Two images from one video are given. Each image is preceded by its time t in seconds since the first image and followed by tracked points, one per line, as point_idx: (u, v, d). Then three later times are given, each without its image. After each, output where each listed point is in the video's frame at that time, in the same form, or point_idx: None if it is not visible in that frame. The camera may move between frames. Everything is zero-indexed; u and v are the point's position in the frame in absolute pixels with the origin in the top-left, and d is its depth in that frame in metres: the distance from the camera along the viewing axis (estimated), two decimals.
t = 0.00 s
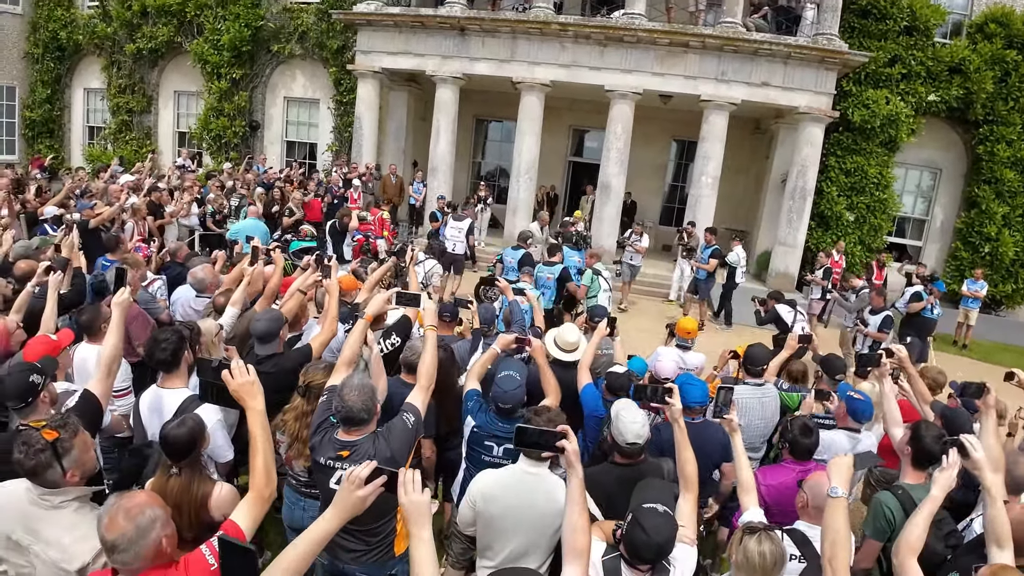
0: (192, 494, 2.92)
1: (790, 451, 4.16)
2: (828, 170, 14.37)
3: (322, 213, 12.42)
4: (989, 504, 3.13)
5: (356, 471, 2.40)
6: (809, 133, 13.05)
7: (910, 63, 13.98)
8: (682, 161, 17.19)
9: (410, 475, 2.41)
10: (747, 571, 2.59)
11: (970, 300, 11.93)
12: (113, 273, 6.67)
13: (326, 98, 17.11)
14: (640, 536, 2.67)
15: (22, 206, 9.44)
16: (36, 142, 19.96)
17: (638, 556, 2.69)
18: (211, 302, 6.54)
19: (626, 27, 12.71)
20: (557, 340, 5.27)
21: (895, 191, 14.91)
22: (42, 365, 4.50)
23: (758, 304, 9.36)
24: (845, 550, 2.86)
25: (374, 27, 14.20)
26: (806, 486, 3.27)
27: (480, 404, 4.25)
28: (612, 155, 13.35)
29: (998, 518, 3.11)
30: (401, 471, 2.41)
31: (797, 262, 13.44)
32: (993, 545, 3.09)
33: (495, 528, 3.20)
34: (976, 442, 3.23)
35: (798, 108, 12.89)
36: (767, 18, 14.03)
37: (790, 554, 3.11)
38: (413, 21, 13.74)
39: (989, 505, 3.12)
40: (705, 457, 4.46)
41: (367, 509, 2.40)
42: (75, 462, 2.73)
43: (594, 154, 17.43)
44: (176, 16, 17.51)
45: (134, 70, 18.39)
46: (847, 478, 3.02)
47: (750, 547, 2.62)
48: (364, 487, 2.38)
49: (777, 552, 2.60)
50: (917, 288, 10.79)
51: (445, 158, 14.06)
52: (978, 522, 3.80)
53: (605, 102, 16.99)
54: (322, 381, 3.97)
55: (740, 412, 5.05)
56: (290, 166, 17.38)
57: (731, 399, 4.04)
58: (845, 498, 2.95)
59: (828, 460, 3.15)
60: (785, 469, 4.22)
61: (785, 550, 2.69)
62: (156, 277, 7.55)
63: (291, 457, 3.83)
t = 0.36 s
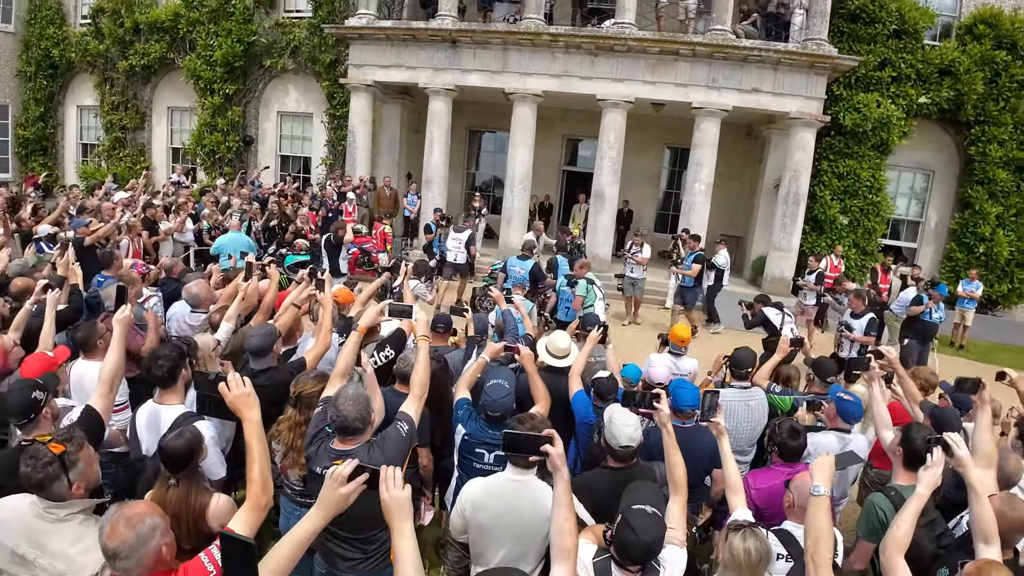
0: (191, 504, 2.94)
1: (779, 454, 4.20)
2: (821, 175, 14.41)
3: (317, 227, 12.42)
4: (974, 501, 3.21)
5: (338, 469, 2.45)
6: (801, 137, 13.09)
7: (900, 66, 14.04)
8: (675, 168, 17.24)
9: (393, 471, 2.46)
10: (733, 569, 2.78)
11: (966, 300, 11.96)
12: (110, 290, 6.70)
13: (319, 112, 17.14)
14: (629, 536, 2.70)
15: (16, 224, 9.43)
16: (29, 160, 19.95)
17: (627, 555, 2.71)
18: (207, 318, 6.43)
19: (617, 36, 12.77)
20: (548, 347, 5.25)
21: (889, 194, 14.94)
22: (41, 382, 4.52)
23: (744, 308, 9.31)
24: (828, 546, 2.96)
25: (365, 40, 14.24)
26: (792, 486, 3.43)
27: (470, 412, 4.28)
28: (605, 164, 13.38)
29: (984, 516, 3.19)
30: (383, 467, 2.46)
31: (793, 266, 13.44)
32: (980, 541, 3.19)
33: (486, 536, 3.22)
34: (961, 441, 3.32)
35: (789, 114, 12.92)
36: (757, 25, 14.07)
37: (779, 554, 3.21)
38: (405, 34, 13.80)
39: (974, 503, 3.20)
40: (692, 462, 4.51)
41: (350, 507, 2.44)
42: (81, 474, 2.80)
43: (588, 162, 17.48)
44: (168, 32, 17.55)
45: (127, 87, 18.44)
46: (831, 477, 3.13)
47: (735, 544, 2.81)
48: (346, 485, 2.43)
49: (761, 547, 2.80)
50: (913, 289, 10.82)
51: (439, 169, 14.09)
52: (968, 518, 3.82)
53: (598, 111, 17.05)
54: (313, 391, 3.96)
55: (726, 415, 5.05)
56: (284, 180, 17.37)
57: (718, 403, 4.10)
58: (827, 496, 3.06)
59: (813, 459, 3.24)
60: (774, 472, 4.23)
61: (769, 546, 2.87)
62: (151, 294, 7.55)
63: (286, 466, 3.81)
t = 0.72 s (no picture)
0: (189, 522, 2.93)
1: (776, 459, 4.21)
2: (812, 178, 14.45)
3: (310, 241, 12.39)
4: (968, 501, 3.19)
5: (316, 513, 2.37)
6: (792, 142, 13.13)
7: (888, 69, 14.10)
8: (667, 175, 17.28)
9: (386, 480, 2.59)
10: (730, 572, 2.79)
11: (960, 300, 12.01)
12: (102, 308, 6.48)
13: (310, 126, 17.12)
14: (625, 544, 2.67)
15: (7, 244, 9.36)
16: (20, 180, 19.91)
17: (624, 564, 2.67)
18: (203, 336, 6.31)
19: (605, 45, 12.81)
20: (542, 357, 5.22)
21: (880, 196, 14.99)
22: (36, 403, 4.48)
23: (736, 312, 9.31)
24: (818, 550, 2.97)
25: (354, 54, 14.25)
26: (789, 491, 3.38)
27: (466, 423, 4.25)
28: (597, 172, 13.40)
29: (979, 515, 3.17)
30: (376, 477, 2.61)
31: (787, 270, 13.46)
32: (976, 542, 3.18)
33: (483, 548, 3.18)
34: (952, 441, 3.32)
35: (779, 119, 12.95)
36: (744, 32, 13.93)
37: (775, 560, 3.24)
38: (394, 48, 13.81)
39: (969, 504, 3.18)
40: (685, 470, 4.50)
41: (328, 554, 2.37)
42: (77, 494, 2.77)
43: (580, 171, 17.51)
44: (158, 49, 17.56)
45: (117, 105, 18.42)
46: (820, 479, 3.16)
47: (731, 547, 2.82)
48: (323, 529, 2.36)
49: (756, 551, 2.80)
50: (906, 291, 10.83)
51: (431, 182, 14.09)
52: (963, 519, 3.80)
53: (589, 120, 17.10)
54: (302, 406, 3.81)
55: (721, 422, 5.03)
56: (276, 196, 17.33)
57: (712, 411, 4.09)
58: (817, 499, 3.08)
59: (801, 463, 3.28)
60: (771, 476, 4.25)
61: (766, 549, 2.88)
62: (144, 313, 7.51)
63: (280, 481, 3.72)
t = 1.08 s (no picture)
0: (189, 539, 2.85)
1: (779, 464, 4.14)
2: (808, 180, 14.44)
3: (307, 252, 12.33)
4: (972, 501, 3.14)
5: None
6: (787, 143, 13.12)
7: (882, 69, 14.11)
8: (664, 178, 17.27)
9: (382, 476, 2.56)
10: None
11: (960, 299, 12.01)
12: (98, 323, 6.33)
13: (304, 136, 17.08)
14: (630, 549, 2.66)
15: (2, 260, 9.28)
16: (14, 195, 19.85)
17: (630, 570, 2.65)
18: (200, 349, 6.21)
19: (599, 51, 12.80)
20: (542, 364, 5.13)
21: (877, 196, 14.99)
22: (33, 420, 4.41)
23: (736, 314, 9.27)
24: (826, 552, 2.94)
25: (348, 64, 14.23)
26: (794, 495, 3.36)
27: (467, 432, 4.20)
28: (593, 177, 13.39)
29: (984, 514, 3.13)
30: (372, 473, 2.56)
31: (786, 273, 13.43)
32: (983, 543, 3.11)
33: (487, 562, 3.12)
34: (956, 440, 3.25)
35: (774, 121, 12.94)
36: (738, 34, 13.96)
37: (783, 565, 3.14)
38: (388, 57, 13.80)
39: (974, 503, 3.13)
40: (690, 476, 4.43)
41: None
42: (76, 511, 2.70)
43: (576, 177, 17.50)
44: (151, 62, 17.52)
45: (110, 118, 18.38)
46: (825, 479, 3.13)
47: (738, 554, 2.78)
48: None
49: (763, 556, 2.76)
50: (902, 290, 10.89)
51: (427, 191, 14.07)
52: (968, 517, 3.77)
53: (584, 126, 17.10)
54: (303, 417, 3.70)
55: (724, 429, 4.99)
56: (271, 207, 17.28)
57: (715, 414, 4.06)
58: (824, 498, 3.05)
59: (806, 464, 3.25)
60: (775, 482, 4.20)
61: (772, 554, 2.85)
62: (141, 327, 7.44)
63: (279, 494, 3.69)
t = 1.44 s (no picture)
0: (206, 545, 2.86)
1: (785, 464, 4.11)
2: (810, 180, 14.44)
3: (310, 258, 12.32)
4: (977, 497, 3.11)
5: None
6: (789, 144, 13.11)
7: (882, 69, 14.11)
8: (665, 180, 17.26)
9: (397, 471, 2.53)
10: (748, 572, 2.74)
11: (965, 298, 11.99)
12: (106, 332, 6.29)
13: (305, 143, 17.06)
14: (639, 544, 2.58)
15: (6, 270, 9.26)
16: (15, 205, 19.85)
17: (639, 566, 2.58)
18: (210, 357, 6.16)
19: (599, 55, 12.80)
20: (549, 368, 5.06)
21: (879, 196, 14.99)
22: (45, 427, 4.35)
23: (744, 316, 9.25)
24: (838, 552, 2.86)
25: (349, 71, 14.23)
26: (801, 494, 3.27)
27: (477, 436, 4.15)
28: (595, 181, 13.38)
29: (990, 511, 3.09)
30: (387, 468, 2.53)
31: (789, 273, 13.42)
32: (988, 537, 3.08)
33: (501, 565, 3.10)
34: (960, 436, 3.20)
35: (775, 122, 12.93)
36: (739, 36, 13.89)
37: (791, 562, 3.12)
38: (388, 64, 13.80)
39: (979, 499, 3.10)
40: (703, 481, 4.38)
41: None
42: (100, 512, 2.82)
43: (578, 180, 17.50)
44: (150, 70, 17.52)
45: (110, 127, 18.38)
46: (837, 480, 3.00)
47: (749, 548, 2.77)
48: None
49: (774, 550, 2.75)
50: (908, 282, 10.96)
51: (430, 196, 14.07)
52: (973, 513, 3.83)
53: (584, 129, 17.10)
54: (316, 421, 3.73)
55: (732, 433, 4.99)
56: (273, 215, 17.26)
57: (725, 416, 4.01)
58: (836, 498, 2.94)
59: (817, 463, 3.12)
60: (781, 483, 4.15)
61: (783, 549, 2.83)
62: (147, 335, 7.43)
63: (292, 498, 3.67)
